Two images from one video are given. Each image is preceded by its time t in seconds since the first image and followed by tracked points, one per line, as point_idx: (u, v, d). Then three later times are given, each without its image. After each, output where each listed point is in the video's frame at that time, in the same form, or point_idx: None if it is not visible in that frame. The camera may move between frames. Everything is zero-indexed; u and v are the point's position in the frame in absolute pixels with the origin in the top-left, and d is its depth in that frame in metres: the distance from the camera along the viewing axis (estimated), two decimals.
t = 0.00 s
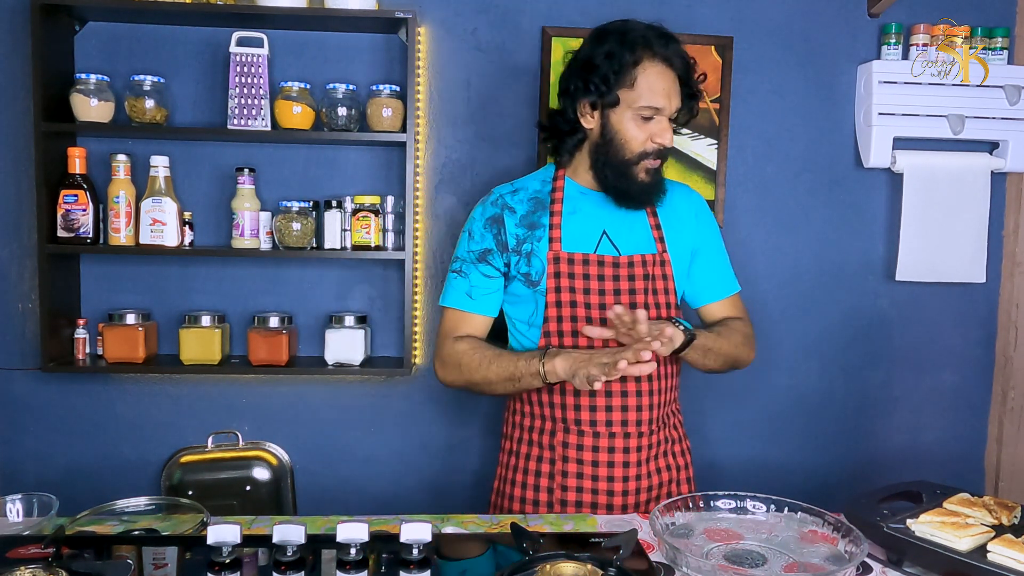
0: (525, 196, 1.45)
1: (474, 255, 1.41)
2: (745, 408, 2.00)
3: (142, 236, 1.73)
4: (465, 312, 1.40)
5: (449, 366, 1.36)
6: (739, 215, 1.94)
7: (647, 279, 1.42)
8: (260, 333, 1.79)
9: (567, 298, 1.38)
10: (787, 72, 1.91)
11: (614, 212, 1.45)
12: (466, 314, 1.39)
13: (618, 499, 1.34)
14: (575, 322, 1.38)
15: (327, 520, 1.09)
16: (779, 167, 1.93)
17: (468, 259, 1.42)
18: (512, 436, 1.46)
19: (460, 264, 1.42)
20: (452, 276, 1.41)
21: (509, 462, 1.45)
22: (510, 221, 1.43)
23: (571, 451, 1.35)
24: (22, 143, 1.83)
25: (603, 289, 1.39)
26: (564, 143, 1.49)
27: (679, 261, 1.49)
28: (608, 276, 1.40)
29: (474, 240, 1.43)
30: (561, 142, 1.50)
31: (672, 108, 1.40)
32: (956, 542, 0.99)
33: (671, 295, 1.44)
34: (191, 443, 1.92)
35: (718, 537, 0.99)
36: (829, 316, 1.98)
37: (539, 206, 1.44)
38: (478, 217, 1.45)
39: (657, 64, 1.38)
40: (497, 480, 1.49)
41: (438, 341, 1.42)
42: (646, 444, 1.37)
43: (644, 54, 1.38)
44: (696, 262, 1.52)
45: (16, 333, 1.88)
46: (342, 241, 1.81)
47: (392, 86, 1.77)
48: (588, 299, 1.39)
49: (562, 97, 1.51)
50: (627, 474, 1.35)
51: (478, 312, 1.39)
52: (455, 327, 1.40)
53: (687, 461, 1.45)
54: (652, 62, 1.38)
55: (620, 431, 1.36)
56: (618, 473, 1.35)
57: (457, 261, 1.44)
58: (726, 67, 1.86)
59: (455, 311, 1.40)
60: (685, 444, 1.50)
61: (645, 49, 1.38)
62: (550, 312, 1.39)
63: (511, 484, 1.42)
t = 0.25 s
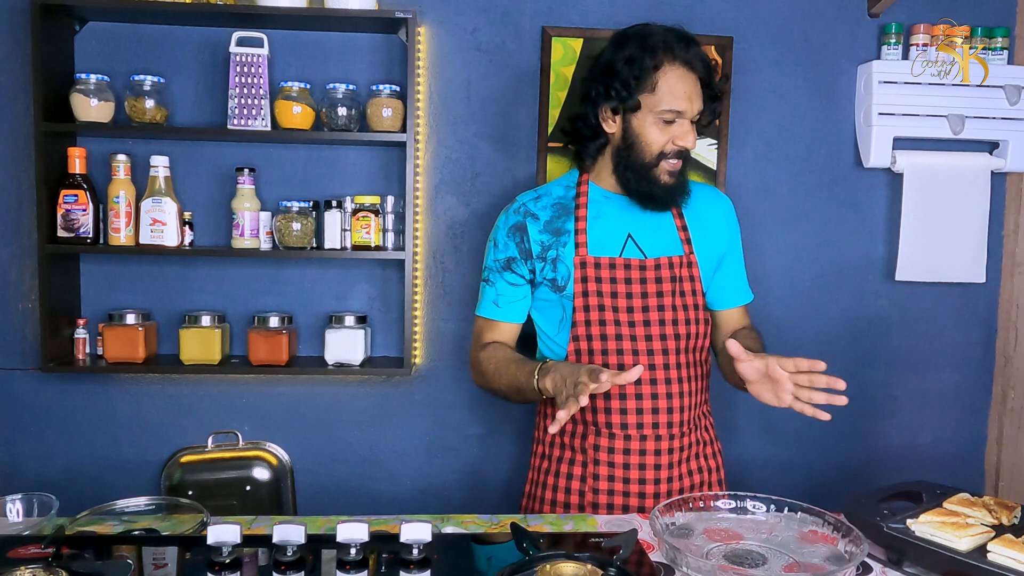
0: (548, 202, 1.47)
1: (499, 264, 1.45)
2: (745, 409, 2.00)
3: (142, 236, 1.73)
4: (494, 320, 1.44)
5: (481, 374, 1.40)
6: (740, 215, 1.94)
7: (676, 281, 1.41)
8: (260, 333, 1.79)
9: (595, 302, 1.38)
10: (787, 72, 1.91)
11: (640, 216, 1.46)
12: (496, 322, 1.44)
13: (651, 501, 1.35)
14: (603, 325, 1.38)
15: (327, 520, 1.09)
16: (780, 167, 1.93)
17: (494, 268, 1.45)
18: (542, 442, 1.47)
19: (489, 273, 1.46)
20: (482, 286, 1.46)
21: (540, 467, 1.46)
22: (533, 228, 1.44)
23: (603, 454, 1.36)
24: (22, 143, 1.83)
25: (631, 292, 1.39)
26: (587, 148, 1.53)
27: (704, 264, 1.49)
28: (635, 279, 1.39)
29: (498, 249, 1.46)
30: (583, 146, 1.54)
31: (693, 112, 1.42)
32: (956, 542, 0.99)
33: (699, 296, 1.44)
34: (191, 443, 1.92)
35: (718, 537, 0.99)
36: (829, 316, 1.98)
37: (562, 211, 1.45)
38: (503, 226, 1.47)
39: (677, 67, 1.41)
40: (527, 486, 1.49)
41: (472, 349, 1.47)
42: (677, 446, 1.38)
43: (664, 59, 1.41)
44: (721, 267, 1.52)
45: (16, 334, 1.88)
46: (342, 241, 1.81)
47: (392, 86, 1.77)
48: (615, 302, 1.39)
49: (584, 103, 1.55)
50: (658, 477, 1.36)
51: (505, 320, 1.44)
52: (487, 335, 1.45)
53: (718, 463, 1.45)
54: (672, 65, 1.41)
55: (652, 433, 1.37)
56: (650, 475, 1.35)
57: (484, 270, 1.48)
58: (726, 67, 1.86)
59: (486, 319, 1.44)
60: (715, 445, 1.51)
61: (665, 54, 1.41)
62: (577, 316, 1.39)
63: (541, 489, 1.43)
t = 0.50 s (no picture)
0: (568, 200, 1.47)
1: (518, 261, 1.43)
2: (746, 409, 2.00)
3: (142, 236, 1.74)
4: (512, 317, 1.43)
5: (499, 372, 1.40)
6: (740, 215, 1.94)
7: (692, 283, 1.42)
8: (260, 333, 1.79)
9: (611, 302, 1.38)
10: (788, 71, 1.91)
11: (657, 216, 1.46)
12: (513, 318, 1.43)
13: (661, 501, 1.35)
14: (619, 325, 1.38)
15: (328, 520, 1.09)
16: (780, 167, 1.93)
17: (512, 264, 1.44)
18: (554, 439, 1.48)
19: (506, 269, 1.44)
20: (500, 281, 1.44)
21: (552, 463, 1.47)
22: (553, 226, 1.44)
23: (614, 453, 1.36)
24: (23, 143, 1.83)
25: (649, 292, 1.39)
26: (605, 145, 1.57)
27: (723, 265, 1.50)
28: (652, 280, 1.40)
29: (518, 245, 1.45)
30: (599, 144, 1.61)
31: (695, 97, 1.40)
32: (956, 542, 0.99)
33: (713, 299, 1.44)
34: (191, 443, 1.92)
35: (718, 537, 0.99)
36: (829, 316, 1.98)
37: (582, 210, 1.45)
38: (522, 222, 1.47)
39: (672, 53, 1.42)
40: (539, 481, 1.51)
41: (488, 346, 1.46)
42: (689, 447, 1.38)
43: (659, 46, 1.43)
44: (738, 266, 1.53)
45: (16, 334, 1.88)
46: (342, 241, 1.81)
47: (392, 86, 1.77)
48: (633, 303, 1.39)
49: (596, 103, 1.62)
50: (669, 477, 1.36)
51: (523, 316, 1.42)
52: (503, 331, 1.44)
53: (729, 465, 1.45)
54: (666, 52, 1.42)
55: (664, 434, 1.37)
56: (661, 475, 1.35)
57: (502, 266, 1.47)
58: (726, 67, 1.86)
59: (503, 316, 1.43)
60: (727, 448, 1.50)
61: (660, 43, 1.44)
62: (594, 315, 1.39)
63: (552, 485, 1.44)
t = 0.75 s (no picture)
0: (576, 197, 1.48)
1: (526, 254, 1.44)
2: (745, 408, 2.00)
3: (142, 236, 1.73)
4: (518, 309, 1.43)
5: (505, 366, 1.40)
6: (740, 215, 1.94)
7: (697, 282, 1.41)
8: (260, 333, 1.79)
9: (615, 299, 1.39)
10: (787, 72, 1.91)
11: (662, 215, 1.46)
12: (518, 311, 1.43)
13: (658, 499, 1.35)
14: (622, 322, 1.38)
15: (327, 520, 1.09)
16: (780, 167, 1.93)
17: (520, 257, 1.45)
18: (556, 434, 1.48)
19: (513, 261, 1.45)
20: (506, 274, 1.45)
21: (552, 458, 1.48)
22: (561, 220, 1.45)
23: (613, 450, 1.36)
24: (22, 143, 1.83)
25: (652, 291, 1.39)
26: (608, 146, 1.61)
27: (726, 265, 1.48)
28: (656, 278, 1.39)
29: (526, 238, 1.46)
30: (601, 148, 1.64)
31: (671, 83, 1.46)
32: (956, 542, 0.99)
33: (715, 299, 1.43)
34: (190, 443, 1.92)
35: (718, 536, 0.99)
36: (829, 316, 1.98)
37: (589, 206, 1.47)
38: (531, 216, 1.48)
39: (648, 45, 1.49)
40: (539, 477, 1.51)
41: (492, 339, 1.46)
42: (689, 446, 1.38)
43: (637, 43, 1.51)
44: (742, 267, 1.51)
45: (16, 334, 1.88)
46: (342, 241, 1.81)
47: (392, 86, 1.78)
48: (636, 300, 1.39)
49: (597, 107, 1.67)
50: (667, 475, 1.36)
51: (529, 309, 1.43)
52: (507, 324, 1.44)
53: (729, 465, 1.45)
54: (643, 45, 1.50)
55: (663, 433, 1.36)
56: (659, 473, 1.36)
57: (509, 259, 1.48)
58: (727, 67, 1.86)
59: (508, 308, 1.44)
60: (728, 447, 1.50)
61: (640, 39, 1.52)
62: (598, 311, 1.40)
63: (552, 480, 1.45)
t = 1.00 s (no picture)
0: (573, 197, 1.49)
1: (522, 255, 1.45)
2: (745, 408, 2.00)
3: (142, 236, 1.73)
4: (516, 311, 1.44)
5: (504, 369, 1.42)
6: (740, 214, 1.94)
7: (693, 281, 1.40)
8: (260, 333, 1.79)
9: (612, 299, 1.39)
10: (787, 72, 1.91)
11: (659, 215, 1.46)
12: (514, 312, 1.45)
13: (656, 499, 1.35)
14: (618, 321, 1.38)
15: (327, 520, 1.09)
16: (780, 167, 1.93)
17: (517, 258, 1.46)
18: (555, 434, 1.49)
19: (510, 263, 1.46)
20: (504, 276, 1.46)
21: (550, 458, 1.48)
22: (557, 221, 1.46)
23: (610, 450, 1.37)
24: (22, 143, 1.83)
25: (648, 291, 1.39)
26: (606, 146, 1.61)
27: (725, 267, 1.48)
28: (653, 279, 1.39)
29: (523, 239, 1.46)
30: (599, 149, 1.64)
31: (668, 84, 1.46)
32: (956, 542, 0.99)
33: (711, 298, 1.41)
34: (190, 443, 1.92)
35: (718, 536, 0.99)
36: (829, 316, 1.98)
37: (586, 207, 1.47)
38: (528, 217, 1.49)
39: (645, 46, 1.49)
40: (538, 477, 1.51)
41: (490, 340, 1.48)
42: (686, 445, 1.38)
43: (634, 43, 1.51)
44: (742, 270, 1.50)
45: (16, 333, 1.88)
46: (342, 241, 1.81)
47: (392, 86, 1.77)
48: (632, 300, 1.39)
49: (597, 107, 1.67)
50: (665, 474, 1.36)
51: (528, 310, 1.44)
52: (504, 325, 1.45)
53: (728, 465, 1.45)
54: (640, 46, 1.50)
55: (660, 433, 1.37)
56: (656, 472, 1.36)
57: (506, 260, 1.49)
58: (727, 68, 1.86)
59: (505, 309, 1.45)
60: (727, 448, 1.50)
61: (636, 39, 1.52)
62: (593, 311, 1.39)
63: (551, 480, 1.45)
